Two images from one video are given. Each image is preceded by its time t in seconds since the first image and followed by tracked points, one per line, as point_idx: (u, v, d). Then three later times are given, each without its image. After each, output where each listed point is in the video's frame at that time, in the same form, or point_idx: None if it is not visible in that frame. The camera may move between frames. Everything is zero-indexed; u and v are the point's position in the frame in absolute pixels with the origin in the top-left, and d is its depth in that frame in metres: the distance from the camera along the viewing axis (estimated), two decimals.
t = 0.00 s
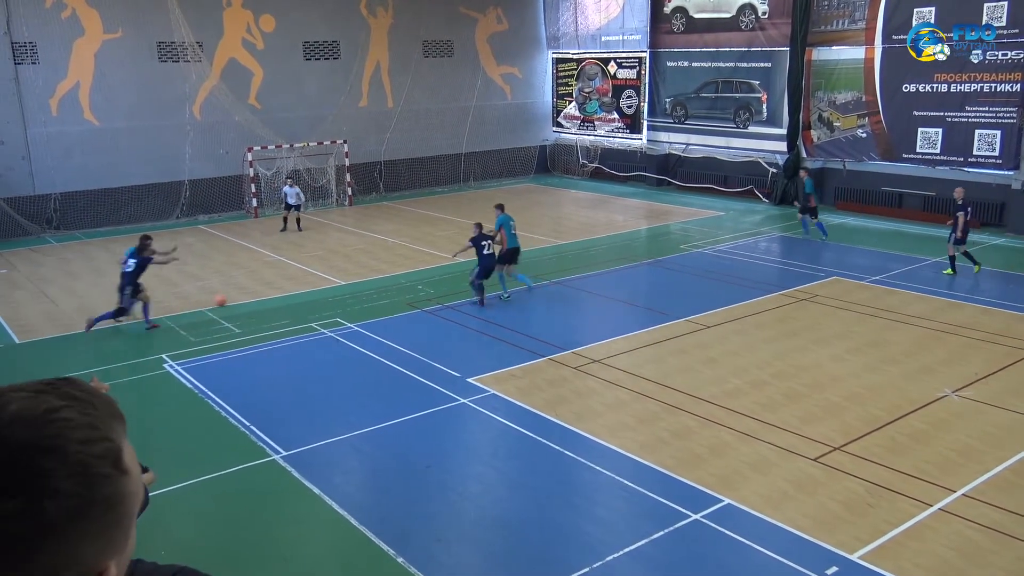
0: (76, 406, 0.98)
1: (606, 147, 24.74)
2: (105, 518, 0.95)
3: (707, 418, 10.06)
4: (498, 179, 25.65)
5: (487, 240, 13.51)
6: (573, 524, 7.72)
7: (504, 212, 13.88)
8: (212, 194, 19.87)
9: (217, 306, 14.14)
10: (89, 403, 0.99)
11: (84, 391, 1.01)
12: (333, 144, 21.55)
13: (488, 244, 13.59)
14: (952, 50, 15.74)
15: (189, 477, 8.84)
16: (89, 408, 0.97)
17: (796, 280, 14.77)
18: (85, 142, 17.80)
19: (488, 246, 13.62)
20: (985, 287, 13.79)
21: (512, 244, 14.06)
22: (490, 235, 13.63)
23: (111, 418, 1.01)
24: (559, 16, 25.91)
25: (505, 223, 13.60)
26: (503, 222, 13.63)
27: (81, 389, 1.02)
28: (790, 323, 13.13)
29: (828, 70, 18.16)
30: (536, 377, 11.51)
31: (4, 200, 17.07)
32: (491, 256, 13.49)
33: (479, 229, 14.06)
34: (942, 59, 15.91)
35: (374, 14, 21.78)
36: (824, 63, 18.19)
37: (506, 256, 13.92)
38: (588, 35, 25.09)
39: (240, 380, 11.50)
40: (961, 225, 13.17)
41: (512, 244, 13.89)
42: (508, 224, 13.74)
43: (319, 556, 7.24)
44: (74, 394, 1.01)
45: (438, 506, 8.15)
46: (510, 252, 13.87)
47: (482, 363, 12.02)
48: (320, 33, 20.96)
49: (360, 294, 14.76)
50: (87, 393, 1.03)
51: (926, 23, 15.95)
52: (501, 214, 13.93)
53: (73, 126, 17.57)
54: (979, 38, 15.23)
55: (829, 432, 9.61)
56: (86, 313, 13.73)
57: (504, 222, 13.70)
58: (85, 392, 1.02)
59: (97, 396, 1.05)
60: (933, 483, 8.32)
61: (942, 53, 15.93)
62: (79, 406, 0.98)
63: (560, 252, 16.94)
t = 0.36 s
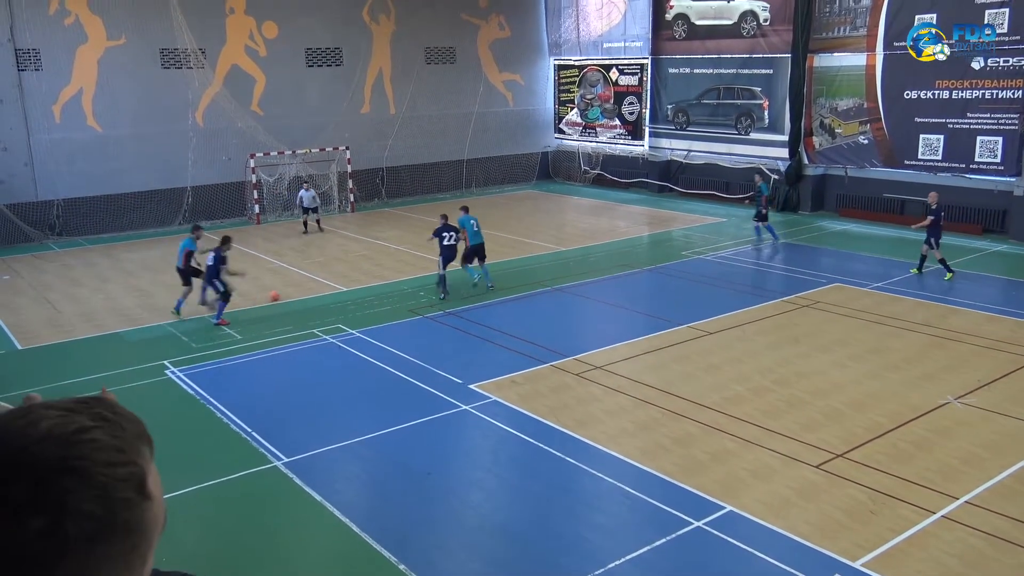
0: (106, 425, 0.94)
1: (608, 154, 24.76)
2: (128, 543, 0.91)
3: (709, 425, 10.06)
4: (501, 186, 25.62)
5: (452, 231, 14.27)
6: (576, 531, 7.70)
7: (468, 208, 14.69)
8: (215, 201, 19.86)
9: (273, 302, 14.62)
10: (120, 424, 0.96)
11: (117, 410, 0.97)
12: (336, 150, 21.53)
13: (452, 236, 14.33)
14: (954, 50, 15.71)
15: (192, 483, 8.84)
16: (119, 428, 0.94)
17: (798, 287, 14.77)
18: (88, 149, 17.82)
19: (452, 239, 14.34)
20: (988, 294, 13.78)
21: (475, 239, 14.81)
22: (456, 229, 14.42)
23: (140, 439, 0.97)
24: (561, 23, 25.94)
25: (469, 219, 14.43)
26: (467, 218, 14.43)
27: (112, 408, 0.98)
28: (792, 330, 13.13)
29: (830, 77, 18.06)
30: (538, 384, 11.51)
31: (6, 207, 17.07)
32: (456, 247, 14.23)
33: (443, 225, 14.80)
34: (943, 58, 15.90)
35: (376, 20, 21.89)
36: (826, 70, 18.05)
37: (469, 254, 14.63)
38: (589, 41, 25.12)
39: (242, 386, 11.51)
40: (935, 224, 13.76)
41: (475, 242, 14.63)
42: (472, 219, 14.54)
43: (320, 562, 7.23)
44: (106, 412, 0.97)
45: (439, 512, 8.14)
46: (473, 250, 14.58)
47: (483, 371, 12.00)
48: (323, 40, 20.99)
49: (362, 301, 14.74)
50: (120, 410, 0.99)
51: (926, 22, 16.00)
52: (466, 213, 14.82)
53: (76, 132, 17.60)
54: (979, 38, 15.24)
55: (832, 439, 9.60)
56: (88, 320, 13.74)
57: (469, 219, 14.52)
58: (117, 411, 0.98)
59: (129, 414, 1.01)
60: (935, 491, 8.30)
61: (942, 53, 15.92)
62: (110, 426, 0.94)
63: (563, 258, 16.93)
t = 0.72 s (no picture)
0: (108, 437, 1.05)
1: (616, 165, 24.48)
2: (124, 549, 1.00)
3: (718, 438, 9.91)
4: (508, 197, 25.52)
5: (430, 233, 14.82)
6: (583, 545, 7.56)
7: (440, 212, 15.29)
8: (222, 212, 19.82)
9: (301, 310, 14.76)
10: (120, 435, 1.07)
11: (117, 424, 1.08)
12: (343, 161, 21.46)
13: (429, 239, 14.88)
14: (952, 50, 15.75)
15: (195, 496, 8.73)
16: (120, 440, 1.05)
17: (808, 300, 14.62)
18: (95, 160, 17.82)
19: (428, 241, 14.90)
20: (1001, 307, 13.59)
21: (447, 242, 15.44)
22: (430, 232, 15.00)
23: (139, 451, 1.08)
24: (569, 34, 25.85)
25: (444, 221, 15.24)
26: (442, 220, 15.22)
27: (115, 421, 1.09)
28: (802, 343, 12.97)
29: (840, 88, 17.93)
30: (546, 396, 11.37)
31: (14, 217, 17.07)
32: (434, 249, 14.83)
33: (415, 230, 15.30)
34: (942, 59, 15.90)
35: (384, 31, 21.88)
36: (836, 81, 17.96)
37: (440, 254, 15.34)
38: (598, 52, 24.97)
39: (247, 398, 11.41)
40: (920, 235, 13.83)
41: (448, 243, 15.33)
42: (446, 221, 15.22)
43: None
44: (107, 426, 1.08)
45: (445, 524, 8.02)
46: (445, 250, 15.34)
47: (490, 383, 11.88)
48: (330, 51, 20.99)
49: (370, 312, 14.65)
50: (122, 424, 1.10)
51: (925, 23, 16.08)
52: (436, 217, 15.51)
53: (83, 143, 17.62)
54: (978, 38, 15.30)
55: (842, 453, 9.44)
56: (94, 331, 13.66)
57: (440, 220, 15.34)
58: (119, 424, 1.09)
59: (129, 426, 1.12)
60: (948, 506, 8.14)
61: (942, 53, 15.94)
62: (111, 437, 1.05)
63: (572, 270, 16.80)
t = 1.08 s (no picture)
0: (116, 448, 1.04)
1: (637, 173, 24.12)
2: (130, 561, 1.00)
3: (740, 456, 9.51)
4: (526, 207, 25.17)
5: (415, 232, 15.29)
6: (602, 566, 7.18)
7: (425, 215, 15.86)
8: (234, 221, 19.57)
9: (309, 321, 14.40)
10: (129, 446, 1.06)
11: (125, 432, 1.07)
12: (357, 169, 21.14)
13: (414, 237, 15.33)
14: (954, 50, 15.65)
15: (200, 512, 8.41)
16: (127, 451, 1.04)
17: (834, 313, 14.19)
18: (107, 167, 17.64)
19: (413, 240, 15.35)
20: None
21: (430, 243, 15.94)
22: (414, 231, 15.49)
23: (150, 462, 1.07)
24: (588, 41, 25.46)
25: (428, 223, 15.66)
26: (426, 222, 15.62)
27: (122, 431, 1.08)
28: (828, 358, 12.54)
29: (868, 95, 17.38)
30: (563, 411, 11.00)
31: (24, 225, 16.92)
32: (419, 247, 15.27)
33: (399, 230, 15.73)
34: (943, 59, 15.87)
35: (399, 38, 21.61)
36: (863, 88, 17.42)
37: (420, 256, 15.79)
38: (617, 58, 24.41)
39: (257, 411, 11.11)
40: (923, 240, 13.94)
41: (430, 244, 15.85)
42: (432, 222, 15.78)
43: None
44: (115, 434, 1.07)
45: (459, 543, 7.66)
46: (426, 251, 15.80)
47: (506, 397, 11.52)
48: (345, 58, 20.76)
49: (383, 323, 14.32)
50: (131, 434, 1.09)
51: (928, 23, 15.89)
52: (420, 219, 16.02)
53: (95, 150, 17.46)
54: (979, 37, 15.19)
55: (871, 473, 9.02)
56: (102, 340, 13.42)
57: (427, 221, 15.81)
58: (127, 434, 1.08)
59: (140, 435, 1.11)
60: (983, 529, 7.71)
61: (942, 53, 15.87)
62: (118, 448, 1.04)
63: (591, 282, 16.41)
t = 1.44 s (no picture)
0: (125, 463, 1.22)
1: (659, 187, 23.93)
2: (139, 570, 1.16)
3: (765, 477, 9.17)
4: (544, 220, 24.86)
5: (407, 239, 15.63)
6: None
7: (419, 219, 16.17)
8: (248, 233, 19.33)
9: (321, 334, 14.08)
10: (138, 461, 1.25)
11: (133, 449, 1.27)
12: (372, 181, 20.87)
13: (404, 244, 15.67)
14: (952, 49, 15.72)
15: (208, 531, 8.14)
16: (136, 466, 1.22)
17: (862, 329, 13.78)
18: (120, 178, 17.49)
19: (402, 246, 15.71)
20: None
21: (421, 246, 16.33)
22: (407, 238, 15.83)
23: (156, 476, 1.27)
24: (609, 50, 25.15)
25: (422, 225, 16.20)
26: (419, 223, 16.12)
27: (130, 446, 1.28)
28: (855, 377, 12.15)
29: (897, 105, 16.95)
30: (582, 429, 10.66)
31: (36, 237, 16.77)
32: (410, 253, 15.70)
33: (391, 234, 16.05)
34: (944, 58, 15.81)
35: (417, 48, 21.42)
36: (893, 99, 17.06)
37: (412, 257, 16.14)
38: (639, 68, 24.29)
39: (268, 426, 10.83)
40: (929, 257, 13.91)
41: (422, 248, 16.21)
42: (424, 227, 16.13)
43: None
44: (123, 450, 1.26)
45: (474, 565, 7.37)
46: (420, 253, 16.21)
47: (524, 415, 11.18)
48: (361, 68, 20.58)
49: (397, 338, 13.99)
50: (138, 450, 1.29)
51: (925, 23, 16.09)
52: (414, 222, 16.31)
53: (108, 160, 17.32)
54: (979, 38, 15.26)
55: (900, 495, 8.69)
56: (112, 354, 13.20)
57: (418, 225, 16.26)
58: (135, 449, 1.27)
59: (145, 452, 1.30)
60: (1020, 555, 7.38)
61: (942, 53, 15.90)
62: (126, 463, 1.22)
63: (610, 296, 16.04)
